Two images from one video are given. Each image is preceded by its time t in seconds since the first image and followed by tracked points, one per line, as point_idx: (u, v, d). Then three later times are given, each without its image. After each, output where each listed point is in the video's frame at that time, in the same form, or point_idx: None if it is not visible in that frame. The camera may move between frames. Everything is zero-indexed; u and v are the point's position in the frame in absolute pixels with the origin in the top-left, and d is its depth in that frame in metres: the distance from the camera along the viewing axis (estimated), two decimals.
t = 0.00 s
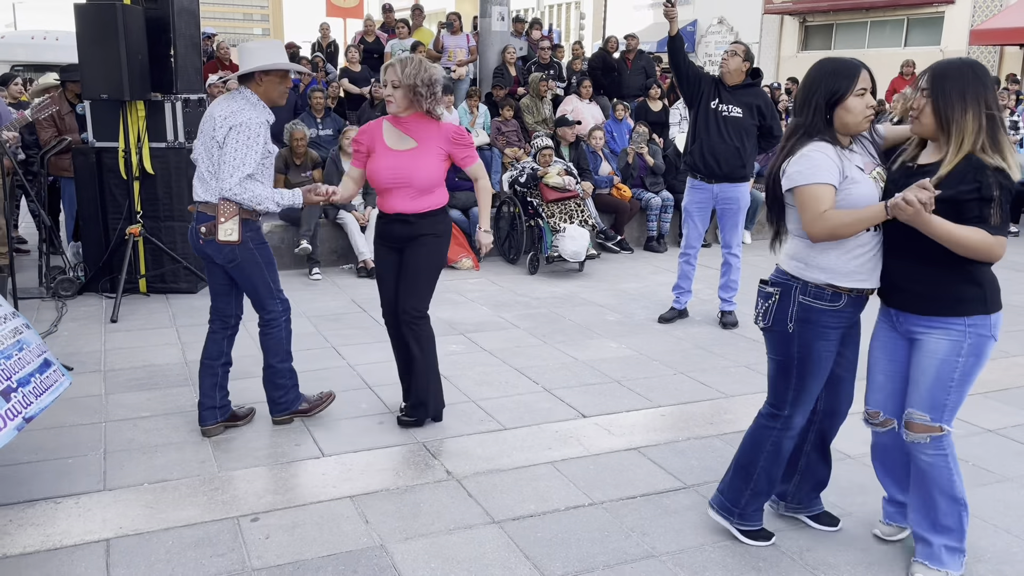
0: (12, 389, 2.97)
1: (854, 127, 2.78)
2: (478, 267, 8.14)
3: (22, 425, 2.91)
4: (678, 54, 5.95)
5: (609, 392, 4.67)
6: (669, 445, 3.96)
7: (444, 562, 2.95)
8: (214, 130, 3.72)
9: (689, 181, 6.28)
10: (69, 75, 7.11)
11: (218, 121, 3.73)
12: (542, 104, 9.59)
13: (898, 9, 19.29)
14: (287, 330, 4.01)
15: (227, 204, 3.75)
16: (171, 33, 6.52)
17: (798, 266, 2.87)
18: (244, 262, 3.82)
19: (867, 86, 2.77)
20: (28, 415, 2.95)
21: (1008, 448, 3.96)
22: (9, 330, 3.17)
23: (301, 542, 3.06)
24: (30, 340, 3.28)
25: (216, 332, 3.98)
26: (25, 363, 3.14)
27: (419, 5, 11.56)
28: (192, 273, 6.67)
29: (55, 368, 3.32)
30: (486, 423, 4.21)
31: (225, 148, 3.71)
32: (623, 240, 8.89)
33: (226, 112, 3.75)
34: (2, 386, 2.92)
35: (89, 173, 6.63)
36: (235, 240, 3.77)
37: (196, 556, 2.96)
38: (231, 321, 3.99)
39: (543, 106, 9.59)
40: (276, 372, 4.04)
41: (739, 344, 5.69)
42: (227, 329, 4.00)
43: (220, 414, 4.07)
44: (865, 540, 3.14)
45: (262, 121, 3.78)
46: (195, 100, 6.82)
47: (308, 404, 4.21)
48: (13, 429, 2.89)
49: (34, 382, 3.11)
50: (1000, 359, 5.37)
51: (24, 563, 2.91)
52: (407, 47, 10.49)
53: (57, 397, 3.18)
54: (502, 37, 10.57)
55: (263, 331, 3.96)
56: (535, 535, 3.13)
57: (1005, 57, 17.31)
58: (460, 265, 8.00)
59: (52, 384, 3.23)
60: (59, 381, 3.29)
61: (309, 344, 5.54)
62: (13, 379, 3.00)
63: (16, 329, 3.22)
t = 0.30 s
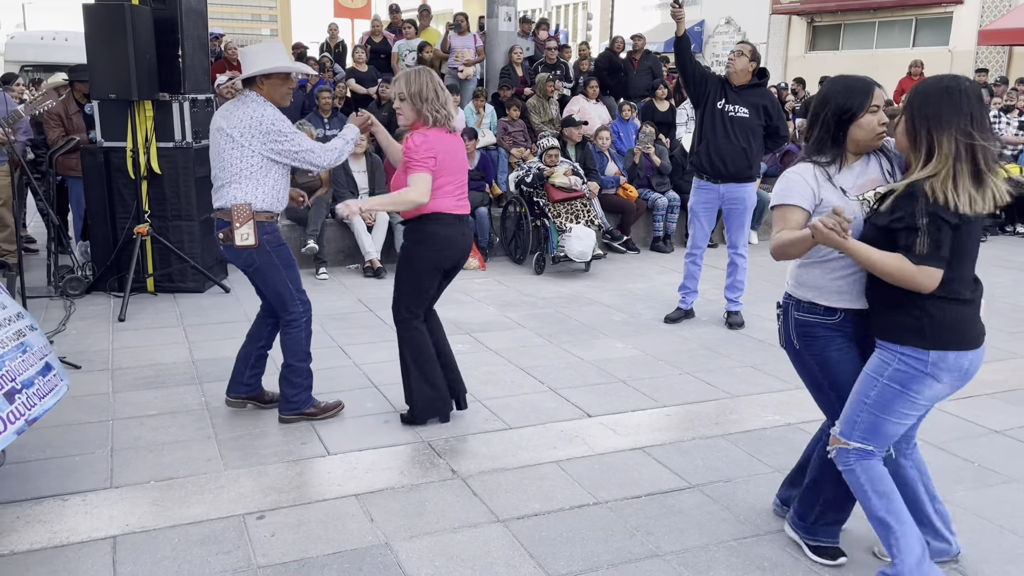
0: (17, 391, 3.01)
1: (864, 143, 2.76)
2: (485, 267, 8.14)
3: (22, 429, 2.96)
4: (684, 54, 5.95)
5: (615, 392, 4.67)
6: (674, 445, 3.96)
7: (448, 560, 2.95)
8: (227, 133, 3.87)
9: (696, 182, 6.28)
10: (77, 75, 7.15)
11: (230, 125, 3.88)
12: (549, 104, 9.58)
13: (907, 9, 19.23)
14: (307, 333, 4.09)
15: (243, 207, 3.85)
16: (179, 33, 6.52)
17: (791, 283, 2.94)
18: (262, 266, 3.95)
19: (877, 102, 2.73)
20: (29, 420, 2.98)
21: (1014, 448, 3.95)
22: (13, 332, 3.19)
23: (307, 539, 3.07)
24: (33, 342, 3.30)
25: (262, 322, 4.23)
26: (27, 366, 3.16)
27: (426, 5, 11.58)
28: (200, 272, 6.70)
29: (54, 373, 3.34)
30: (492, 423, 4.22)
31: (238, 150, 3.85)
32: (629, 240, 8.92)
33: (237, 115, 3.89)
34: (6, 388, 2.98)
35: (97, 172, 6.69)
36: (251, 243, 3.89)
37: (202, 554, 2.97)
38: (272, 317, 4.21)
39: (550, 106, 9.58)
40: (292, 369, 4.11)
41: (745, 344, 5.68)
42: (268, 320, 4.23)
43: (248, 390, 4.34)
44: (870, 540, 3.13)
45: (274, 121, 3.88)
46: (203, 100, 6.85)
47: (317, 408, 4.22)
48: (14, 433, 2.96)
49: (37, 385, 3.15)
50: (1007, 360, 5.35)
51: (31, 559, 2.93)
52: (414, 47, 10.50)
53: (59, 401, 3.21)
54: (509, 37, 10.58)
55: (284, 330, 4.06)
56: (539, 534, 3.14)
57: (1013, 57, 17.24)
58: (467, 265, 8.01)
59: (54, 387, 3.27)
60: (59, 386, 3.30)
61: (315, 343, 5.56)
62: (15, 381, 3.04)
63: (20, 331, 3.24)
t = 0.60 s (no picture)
0: (20, 395, 3.00)
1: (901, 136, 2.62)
2: (491, 266, 8.16)
3: (26, 433, 2.95)
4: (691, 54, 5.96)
5: (621, 392, 4.68)
6: (681, 444, 3.96)
7: (455, 558, 2.96)
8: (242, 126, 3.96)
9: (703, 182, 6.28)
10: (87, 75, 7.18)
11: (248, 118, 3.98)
12: (555, 104, 9.59)
13: (915, 9, 19.19)
14: (321, 328, 4.12)
15: (251, 205, 3.94)
16: (188, 33, 6.55)
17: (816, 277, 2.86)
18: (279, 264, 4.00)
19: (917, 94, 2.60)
20: (34, 423, 2.99)
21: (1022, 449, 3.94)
22: (24, 332, 3.21)
23: (315, 537, 3.09)
24: (43, 341, 3.32)
25: (269, 320, 4.25)
26: (37, 366, 3.18)
27: (433, 6, 11.60)
28: (208, 271, 6.73)
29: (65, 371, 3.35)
30: (499, 422, 4.23)
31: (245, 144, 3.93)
32: (636, 240, 8.91)
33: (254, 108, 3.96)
34: (11, 392, 2.97)
35: (106, 171, 6.73)
36: (257, 240, 3.94)
37: (211, 551, 2.99)
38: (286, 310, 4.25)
39: (557, 106, 9.59)
40: (304, 364, 4.16)
41: (753, 344, 5.68)
42: (279, 318, 4.25)
43: (261, 393, 4.38)
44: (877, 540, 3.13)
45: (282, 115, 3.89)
46: (211, 100, 6.88)
47: (324, 403, 4.26)
48: (17, 437, 2.94)
49: (44, 386, 3.15)
50: (1015, 361, 5.34)
51: (42, 556, 2.95)
52: (421, 47, 10.53)
53: (67, 401, 3.22)
54: (516, 37, 10.60)
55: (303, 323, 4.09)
56: (546, 532, 3.14)
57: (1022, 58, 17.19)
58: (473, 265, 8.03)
59: (63, 388, 3.27)
60: (71, 385, 3.32)
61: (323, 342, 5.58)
62: (22, 384, 3.04)
63: (31, 331, 3.26)
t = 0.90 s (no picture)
0: (18, 401, 3.00)
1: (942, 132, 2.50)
2: (497, 267, 8.16)
3: (24, 439, 2.96)
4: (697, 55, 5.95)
5: (627, 393, 4.67)
6: (686, 445, 3.96)
7: (460, 558, 2.97)
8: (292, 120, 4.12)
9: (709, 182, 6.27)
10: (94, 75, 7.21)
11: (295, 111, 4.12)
12: (562, 104, 9.58)
13: (922, 9, 19.13)
14: (335, 328, 4.21)
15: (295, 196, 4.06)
16: (195, 34, 6.56)
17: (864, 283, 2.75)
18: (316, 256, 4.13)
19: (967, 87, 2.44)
20: (31, 428, 2.99)
21: None
22: (24, 337, 3.20)
23: (320, 536, 3.09)
24: (44, 345, 3.31)
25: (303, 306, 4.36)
26: (36, 372, 3.17)
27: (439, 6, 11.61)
28: (214, 271, 6.76)
29: (65, 375, 3.35)
30: (503, 422, 4.23)
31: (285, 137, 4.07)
32: (642, 241, 8.91)
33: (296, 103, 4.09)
34: (9, 398, 2.97)
35: (114, 171, 6.74)
36: (302, 230, 4.05)
37: (217, 550, 3.00)
38: (359, 294, 4.40)
39: (564, 106, 9.56)
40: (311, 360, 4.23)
41: (759, 345, 5.67)
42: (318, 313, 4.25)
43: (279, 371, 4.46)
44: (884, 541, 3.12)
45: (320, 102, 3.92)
46: (217, 101, 6.90)
47: (329, 402, 4.30)
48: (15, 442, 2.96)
49: (40, 394, 3.14)
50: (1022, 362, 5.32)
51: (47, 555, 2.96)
52: (427, 48, 10.54)
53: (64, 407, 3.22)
54: (522, 37, 10.60)
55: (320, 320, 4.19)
56: (551, 532, 3.14)
57: None
58: (479, 265, 8.04)
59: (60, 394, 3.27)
60: (68, 391, 3.32)
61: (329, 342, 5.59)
62: (19, 391, 3.03)
63: (32, 335, 3.25)
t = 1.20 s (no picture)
0: (27, 401, 3.02)
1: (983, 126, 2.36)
2: (504, 267, 8.16)
3: (33, 438, 2.97)
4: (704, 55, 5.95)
5: (634, 393, 4.65)
6: (693, 446, 3.94)
7: (467, 558, 2.96)
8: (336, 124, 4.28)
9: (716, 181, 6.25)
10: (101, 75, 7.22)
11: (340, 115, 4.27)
12: (568, 105, 9.58)
13: (930, 9, 19.07)
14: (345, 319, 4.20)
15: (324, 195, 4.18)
16: (202, 34, 6.57)
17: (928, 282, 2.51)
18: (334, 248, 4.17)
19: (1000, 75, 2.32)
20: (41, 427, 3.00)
21: None
22: (28, 340, 3.21)
23: (327, 536, 3.09)
24: (47, 349, 3.32)
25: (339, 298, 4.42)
26: (40, 375, 3.17)
27: (445, 6, 11.62)
28: (221, 271, 6.76)
29: (67, 380, 3.36)
30: (510, 422, 4.22)
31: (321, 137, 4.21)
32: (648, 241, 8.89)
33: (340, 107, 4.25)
34: (17, 398, 2.98)
35: (122, 171, 6.78)
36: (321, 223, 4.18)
37: (224, 550, 3.00)
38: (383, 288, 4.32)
39: (570, 107, 9.57)
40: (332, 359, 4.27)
41: (766, 345, 5.65)
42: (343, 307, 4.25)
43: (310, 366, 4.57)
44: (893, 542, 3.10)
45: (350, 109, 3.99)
46: (225, 101, 6.91)
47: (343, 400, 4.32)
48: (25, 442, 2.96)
49: (46, 395, 3.15)
50: None
51: (55, 553, 2.96)
52: (433, 48, 10.55)
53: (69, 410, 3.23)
54: (529, 37, 10.60)
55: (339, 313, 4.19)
56: (558, 532, 3.14)
57: None
58: (486, 265, 8.04)
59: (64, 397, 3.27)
60: (70, 395, 3.32)
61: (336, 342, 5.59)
62: (27, 391, 3.04)
63: (35, 338, 3.26)
